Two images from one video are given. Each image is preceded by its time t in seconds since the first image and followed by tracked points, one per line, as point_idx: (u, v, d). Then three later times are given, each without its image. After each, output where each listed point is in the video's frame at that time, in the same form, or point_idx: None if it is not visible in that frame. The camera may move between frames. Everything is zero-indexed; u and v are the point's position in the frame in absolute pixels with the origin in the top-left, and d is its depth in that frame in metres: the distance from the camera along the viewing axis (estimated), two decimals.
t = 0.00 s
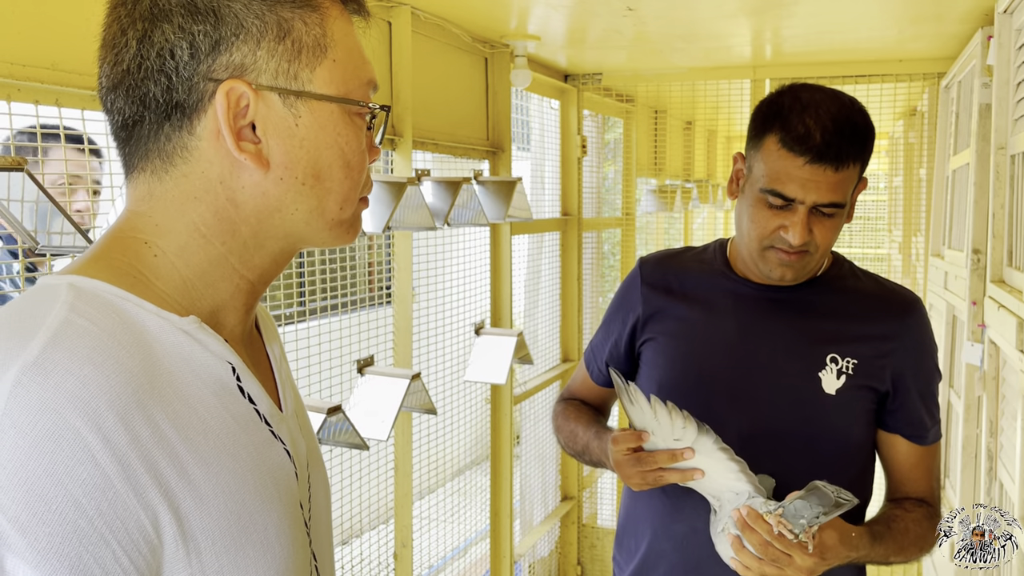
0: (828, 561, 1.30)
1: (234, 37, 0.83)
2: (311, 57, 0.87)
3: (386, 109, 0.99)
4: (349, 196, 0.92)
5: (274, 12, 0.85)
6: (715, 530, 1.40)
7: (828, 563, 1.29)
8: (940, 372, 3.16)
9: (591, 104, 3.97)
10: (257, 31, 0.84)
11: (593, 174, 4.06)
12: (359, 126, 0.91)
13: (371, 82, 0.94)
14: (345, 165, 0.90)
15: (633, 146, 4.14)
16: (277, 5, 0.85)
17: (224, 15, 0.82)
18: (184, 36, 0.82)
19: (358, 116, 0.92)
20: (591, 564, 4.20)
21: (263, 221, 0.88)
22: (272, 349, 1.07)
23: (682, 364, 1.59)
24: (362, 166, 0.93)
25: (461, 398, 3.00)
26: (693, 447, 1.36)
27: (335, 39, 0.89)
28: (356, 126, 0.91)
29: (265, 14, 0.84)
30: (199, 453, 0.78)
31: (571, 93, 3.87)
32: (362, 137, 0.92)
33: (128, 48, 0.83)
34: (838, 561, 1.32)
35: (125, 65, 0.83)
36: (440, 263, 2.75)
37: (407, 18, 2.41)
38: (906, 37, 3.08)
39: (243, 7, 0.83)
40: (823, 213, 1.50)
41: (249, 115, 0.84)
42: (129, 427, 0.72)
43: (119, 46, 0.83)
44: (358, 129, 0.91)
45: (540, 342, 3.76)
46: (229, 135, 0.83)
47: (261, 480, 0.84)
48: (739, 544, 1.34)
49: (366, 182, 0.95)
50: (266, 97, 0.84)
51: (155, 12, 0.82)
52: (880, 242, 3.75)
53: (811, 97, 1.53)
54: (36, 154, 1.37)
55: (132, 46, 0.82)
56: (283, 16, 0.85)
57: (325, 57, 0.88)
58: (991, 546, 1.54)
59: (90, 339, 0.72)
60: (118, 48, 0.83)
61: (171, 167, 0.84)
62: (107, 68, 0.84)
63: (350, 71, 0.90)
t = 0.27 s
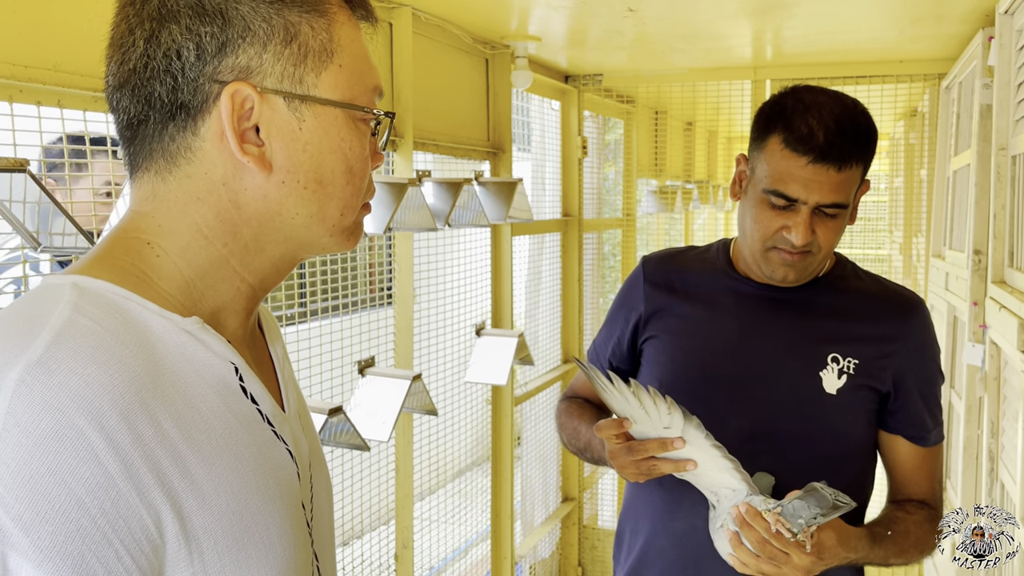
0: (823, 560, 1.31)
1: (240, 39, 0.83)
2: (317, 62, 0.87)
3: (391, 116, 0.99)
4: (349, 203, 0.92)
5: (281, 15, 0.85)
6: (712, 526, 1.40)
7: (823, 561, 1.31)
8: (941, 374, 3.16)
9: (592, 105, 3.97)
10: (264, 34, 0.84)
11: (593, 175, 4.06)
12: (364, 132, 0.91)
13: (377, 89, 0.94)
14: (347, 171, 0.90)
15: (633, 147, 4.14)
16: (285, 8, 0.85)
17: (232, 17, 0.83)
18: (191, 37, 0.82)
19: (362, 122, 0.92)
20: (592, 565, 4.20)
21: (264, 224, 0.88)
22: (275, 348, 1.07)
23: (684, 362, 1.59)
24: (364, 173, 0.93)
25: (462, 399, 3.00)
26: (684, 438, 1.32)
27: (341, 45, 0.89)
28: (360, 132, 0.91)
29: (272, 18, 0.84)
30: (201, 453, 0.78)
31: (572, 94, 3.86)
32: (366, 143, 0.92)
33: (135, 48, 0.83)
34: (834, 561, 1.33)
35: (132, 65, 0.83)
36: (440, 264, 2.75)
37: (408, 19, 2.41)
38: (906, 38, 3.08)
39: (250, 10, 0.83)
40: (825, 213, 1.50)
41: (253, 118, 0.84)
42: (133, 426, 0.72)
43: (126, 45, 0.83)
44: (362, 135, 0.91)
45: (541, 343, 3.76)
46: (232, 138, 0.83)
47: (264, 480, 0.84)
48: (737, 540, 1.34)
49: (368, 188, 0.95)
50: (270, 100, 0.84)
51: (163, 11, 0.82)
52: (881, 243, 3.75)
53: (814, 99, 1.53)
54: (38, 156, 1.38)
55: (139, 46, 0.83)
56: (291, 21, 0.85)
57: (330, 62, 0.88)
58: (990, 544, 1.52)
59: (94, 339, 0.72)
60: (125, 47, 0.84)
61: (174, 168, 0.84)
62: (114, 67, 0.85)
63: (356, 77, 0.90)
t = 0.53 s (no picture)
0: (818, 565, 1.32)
1: (247, 45, 0.84)
2: (322, 70, 0.88)
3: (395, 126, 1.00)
4: (348, 212, 0.92)
5: (288, 23, 0.86)
6: (710, 529, 1.38)
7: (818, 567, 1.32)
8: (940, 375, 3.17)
9: (592, 106, 3.98)
10: (270, 40, 0.85)
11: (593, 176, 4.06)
12: (367, 141, 0.92)
13: (381, 98, 0.95)
14: (348, 180, 0.91)
15: (633, 149, 4.15)
16: (292, 16, 0.86)
17: (239, 23, 0.83)
18: (198, 41, 0.82)
19: (366, 131, 0.92)
20: (592, 566, 4.20)
21: (265, 230, 0.88)
22: (280, 349, 1.08)
23: (684, 363, 1.60)
24: (365, 182, 0.93)
25: (463, 401, 3.00)
26: (673, 440, 1.34)
27: (346, 54, 0.90)
28: (363, 141, 0.92)
29: (279, 25, 0.85)
30: (207, 453, 0.79)
31: (572, 95, 3.87)
32: (368, 151, 0.92)
33: (142, 50, 0.83)
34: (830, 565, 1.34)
35: (139, 67, 0.84)
36: (440, 266, 2.75)
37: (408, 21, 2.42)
38: (905, 40, 3.09)
39: (257, 16, 0.84)
40: (825, 219, 1.50)
41: (257, 123, 0.85)
42: (138, 427, 0.73)
43: (133, 48, 0.84)
44: (365, 143, 0.92)
45: (541, 344, 3.77)
46: (235, 142, 0.83)
47: (268, 480, 0.85)
48: (734, 544, 1.34)
49: (369, 197, 0.95)
50: (274, 106, 0.85)
51: (172, 15, 0.83)
52: (880, 245, 3.75)
53: (817, 104, 1.53)
54: (41, 159, 1.39)
55: (146, 48, 0.83)
56: (297, 28, 0.86)
57: (335, 70, 0.89)
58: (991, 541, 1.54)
59: (100, 340, 0.73)
60: (133, 49, 0.84)
61: (178, 171, 0.85)
62: (121, 68, 0.85)
63: (360, 85, 0.91)
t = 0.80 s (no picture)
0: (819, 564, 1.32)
1: (252, 45, 0.84)
2: (327, 70, 0.88)
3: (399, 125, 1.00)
4: (354, 211, 0.93)
5: (293, 23, 0.86)
6: (710, 527, 1.38)
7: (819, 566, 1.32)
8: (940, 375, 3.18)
9: (592, 107, 3.98)
10: (276, 40, 0.85)
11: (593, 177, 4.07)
12: (372, 141, 0.92)
13: (386, 98, 0.95)
14: (353, 180, 0.91)
15: (633, 149, 4.15)
16: (297, 16, 0.86)
17: (244, 23, 0.84)
18: (203, 42, 0.83)
19: (371, 130, 0.93)
20: (592, 566, 4.20)
21: (270, 230, 0.89)
22: (284, 349, 1.09)
23: (684, 363, 1.60)
24: (370, 181, 0.94)
25: (463, 401, 3.01)
26: (663, 446, 1.34)
27: (352, 54, 0.90)
28: (367, 141, 0.92)
29: (284, 25, 0.85)
30: (211, 454, 0.80)
31: (572, 96, 3.87)
32: (373, 151, 0.93)
33: (147, 50, 0.84)
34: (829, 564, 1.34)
35: (144, 66, 0.84)
36: (440, 266, 2.75)
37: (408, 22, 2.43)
38: (905, 40, 3.09)
39: (263, 16, 0.84)
40: (822, 218, 1.50)
41: (262, 123, 0.85)
42: (143, 427, 0.74)
43: (138, 47, 0.84)
44: (369, 143, 0.92)
45: (541, 344, 3.77)
46: (241, 142, 0.84)
47: (272, 480, 0.86)
48: (734, 541, 1.34)
49: (373, 197, 0.96)
50: (280, 106, 0.85)
51: (177, 15, 0.83)
52: (880, 245, 3.76)
53: (816, 103, 1.53)
54: (41, 159, 1.39)
55: (152, 48, 0.83)
56: (302, 28, 0.86)
57: (341, 70, 0.89)
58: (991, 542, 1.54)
59: (105, 340, 0.74)
60: (137, 49, 0.85)
61: (183, 170, 0.85)
62: (126, 68, 0.86)
63: (365, 85, 0.91)
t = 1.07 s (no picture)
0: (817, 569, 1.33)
1: (259, 47, 0.84)
2: (334, 73, 0.88)
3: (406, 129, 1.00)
4: (358, 215, 0.93)
5: (301, 26, 0.86)
6: (710, 530, 1.39)
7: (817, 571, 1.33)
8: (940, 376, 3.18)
9: (593, 108, 3.98)
10: (283, 43, 0.85)
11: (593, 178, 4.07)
12: (377, 144, 0.93)
13: (392, 101, 0.96)
14: (358, 183, 0.92)
15: (633, 150, 4.16)
16: (304, 19, 0.87)
17: (252, 25, 0.84)
18: (210, 43, 0.83)
19: (376, 134, 0.93)
20: (592, 567, 4.21)
21: (276, 233, 0.89)
22: (288, 350, 1.10)
23: (685, 364, 1.61)
24: (374, 184, 0.94)
25: (463, 401, 3.01)
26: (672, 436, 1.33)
27: (359, 57, 0.91)
28: (372, 145, 0.92)
29: (292, 27, 0.86)
30: (217, 455, 0.82)
31: (572, 97, 3.87)
32: (378, 155, 0.93)
33: (155, 51, 0.84)
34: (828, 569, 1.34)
35: (151, 68, 0.84)
36: (440, 267, 2.75)
37: (408, 22, 2.43)
38: (905, 41, 3.09)
39: (270, 19, 0.85)
40: (788, 197, 1.54)
41: (268, 125, 0.86)
42: (150, 429, 0.76)
43: (146, 48, 0.85)
44: (375, 147, 0.92)
45: (541, 345, 3.77)
46: (247, 145, 0.84)
47: (277, 480, 0.88)
48: (732, 546, 1.35)
49: (377, 200, 0.96)
50: (286, 109, 0.86)
51: (185, 17, 0.83)
52: (880, 246, 3.77)
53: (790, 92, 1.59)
54: (41, 159, 1.40)
55: (159, 49, 0.84)
56: (310, 31, 0.87)
57: (347, 73, 0.89)
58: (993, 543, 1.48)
59: (113, 341, 0.76)
60: (145, 50, 0.85)
61: (189, 171, 0.85)
62: (133, 69, 0.86)
63: (371, 88, 0.92)
